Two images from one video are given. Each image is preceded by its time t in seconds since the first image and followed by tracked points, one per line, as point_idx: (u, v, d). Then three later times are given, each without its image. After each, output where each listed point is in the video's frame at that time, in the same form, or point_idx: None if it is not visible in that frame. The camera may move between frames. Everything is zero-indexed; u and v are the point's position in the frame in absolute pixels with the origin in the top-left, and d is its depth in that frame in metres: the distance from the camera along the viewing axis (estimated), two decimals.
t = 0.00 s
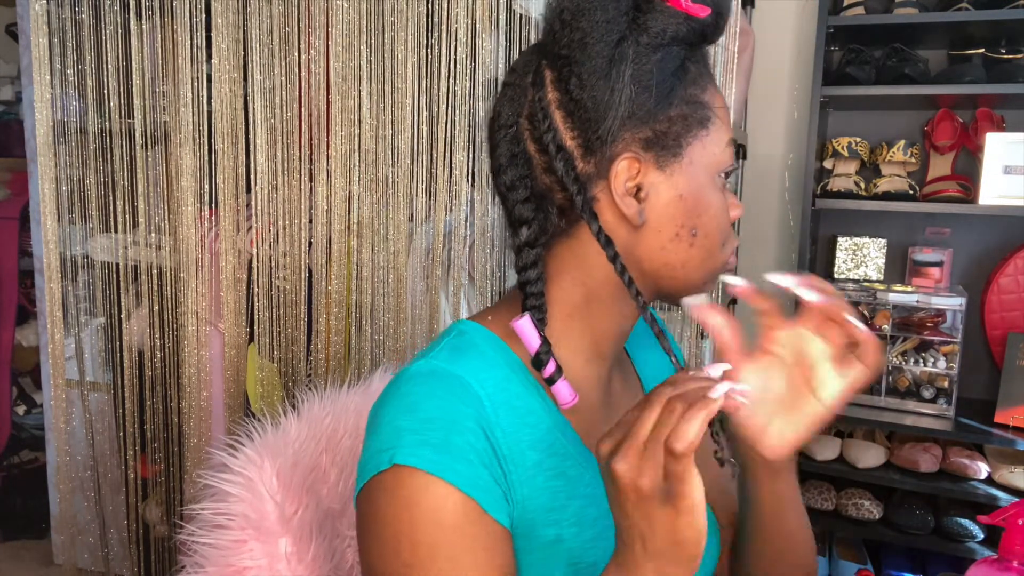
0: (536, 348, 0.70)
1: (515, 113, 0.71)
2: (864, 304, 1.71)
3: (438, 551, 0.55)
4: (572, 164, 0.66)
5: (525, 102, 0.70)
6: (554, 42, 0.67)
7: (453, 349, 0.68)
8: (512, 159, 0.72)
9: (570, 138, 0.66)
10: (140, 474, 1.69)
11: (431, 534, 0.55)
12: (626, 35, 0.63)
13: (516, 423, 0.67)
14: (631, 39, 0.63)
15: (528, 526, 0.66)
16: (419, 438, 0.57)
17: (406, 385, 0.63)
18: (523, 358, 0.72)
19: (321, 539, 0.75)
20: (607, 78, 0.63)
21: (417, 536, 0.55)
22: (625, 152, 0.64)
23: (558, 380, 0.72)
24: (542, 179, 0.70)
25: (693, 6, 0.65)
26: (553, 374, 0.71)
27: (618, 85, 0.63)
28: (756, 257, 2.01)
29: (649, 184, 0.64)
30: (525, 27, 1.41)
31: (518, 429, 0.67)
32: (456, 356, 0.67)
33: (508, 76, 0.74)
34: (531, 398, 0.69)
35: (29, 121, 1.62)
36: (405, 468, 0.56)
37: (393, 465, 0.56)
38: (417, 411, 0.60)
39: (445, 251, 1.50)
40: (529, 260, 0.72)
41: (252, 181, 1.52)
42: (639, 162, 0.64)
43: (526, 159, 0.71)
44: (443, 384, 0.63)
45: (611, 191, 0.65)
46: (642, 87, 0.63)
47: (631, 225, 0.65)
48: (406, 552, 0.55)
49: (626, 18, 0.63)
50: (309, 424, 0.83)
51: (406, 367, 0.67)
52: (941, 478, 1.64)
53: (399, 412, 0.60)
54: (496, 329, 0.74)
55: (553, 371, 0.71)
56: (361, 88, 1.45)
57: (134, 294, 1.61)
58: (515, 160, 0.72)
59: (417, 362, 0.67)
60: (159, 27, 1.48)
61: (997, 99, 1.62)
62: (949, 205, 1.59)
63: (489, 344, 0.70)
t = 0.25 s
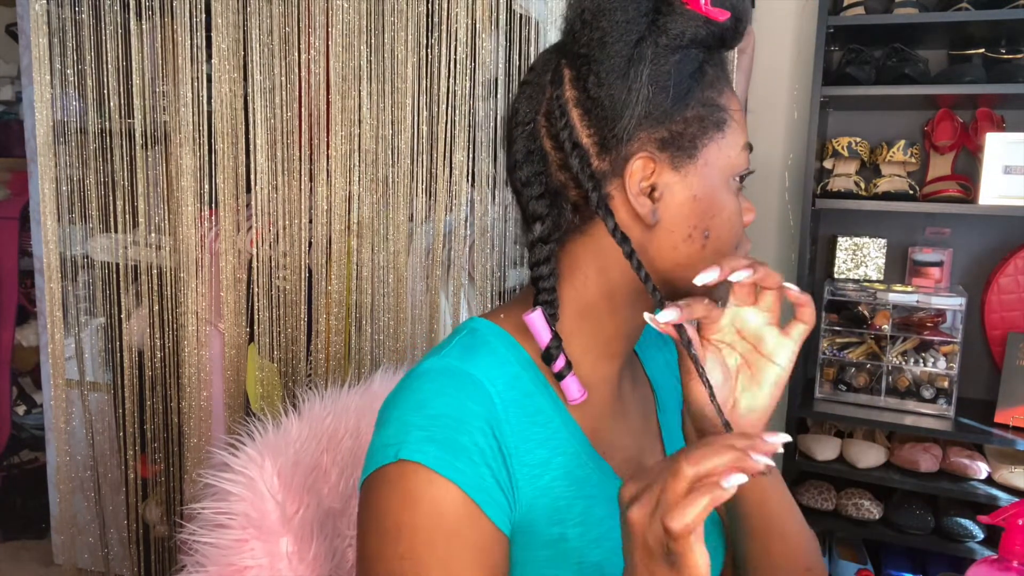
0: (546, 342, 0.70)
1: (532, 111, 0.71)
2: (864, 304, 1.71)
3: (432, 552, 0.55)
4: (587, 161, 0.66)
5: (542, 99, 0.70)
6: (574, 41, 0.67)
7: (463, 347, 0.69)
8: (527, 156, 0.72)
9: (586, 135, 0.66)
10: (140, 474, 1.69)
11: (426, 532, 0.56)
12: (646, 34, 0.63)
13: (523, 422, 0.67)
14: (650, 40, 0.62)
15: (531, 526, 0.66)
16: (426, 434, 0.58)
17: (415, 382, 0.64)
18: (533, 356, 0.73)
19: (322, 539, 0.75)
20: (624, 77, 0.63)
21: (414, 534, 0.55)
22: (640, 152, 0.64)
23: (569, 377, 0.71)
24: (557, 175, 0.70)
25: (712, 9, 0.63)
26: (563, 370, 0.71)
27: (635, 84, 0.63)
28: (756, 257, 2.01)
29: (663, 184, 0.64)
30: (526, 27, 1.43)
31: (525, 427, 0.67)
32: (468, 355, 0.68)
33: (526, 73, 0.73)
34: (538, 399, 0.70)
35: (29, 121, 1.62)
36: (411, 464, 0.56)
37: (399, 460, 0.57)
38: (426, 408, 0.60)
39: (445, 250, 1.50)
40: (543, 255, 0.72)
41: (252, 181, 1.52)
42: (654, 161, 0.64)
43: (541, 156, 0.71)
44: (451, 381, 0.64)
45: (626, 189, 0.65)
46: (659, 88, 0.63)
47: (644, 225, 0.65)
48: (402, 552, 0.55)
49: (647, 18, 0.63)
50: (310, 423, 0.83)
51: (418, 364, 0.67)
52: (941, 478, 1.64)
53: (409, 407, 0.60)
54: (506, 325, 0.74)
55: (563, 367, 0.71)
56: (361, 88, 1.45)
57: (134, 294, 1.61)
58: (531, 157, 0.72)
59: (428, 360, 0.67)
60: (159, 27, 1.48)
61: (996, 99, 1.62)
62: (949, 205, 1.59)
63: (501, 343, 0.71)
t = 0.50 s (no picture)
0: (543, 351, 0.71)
1: (533, 118, 0.69)
2: (864, 304, 1.71)
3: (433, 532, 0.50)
4: (589, 170, 0.64)
5: (542, 106, 0.68)
6: (575, 48, 0.65)
7: (448, 339, 0.69)
8: (529, 164, 0.70)
9: (589, 145, 0.64)
10: (140, 474, 1.69)
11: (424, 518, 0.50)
12: (650, 41, 0.61)
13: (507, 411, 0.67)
14: (654, 47, 0.61)
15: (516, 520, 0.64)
16: (411, 412, 0.57)
17: (399, 369, 0.63)
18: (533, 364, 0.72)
19: (322, 538, 0.75)
20: (629, 86, 0.61)
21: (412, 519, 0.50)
22: (645, 161, 0.61)
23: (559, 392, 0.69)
24: (560, 185, 0.68)
25: (717, 12, 0.62)
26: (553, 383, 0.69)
27: (639, 92, 0.61)
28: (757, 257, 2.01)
29: (669, 193, 0.61)
30: (526, 27, 1.43)
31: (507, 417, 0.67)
32: (452, 347, 0.68)
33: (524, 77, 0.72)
34: (523, 393, 0.69)
35: (29, 121, 1.62)
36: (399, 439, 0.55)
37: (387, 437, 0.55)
38: (411, 390, 0.60)
39: (445, 250, 1.51)
40: (545, 267, 0.70)
41: (252, 181, 1.52)
42: (659, 170, 0.60)
43: (543, 164, 0.69)
44: (435, 368, 0.64)
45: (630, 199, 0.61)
46: (664, 96, 0.61)
47: (649, 236, 0.61)
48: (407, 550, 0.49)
49: (651, 24, 0.61)
50: (311, 423, 0.83)
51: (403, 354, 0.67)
52: (941, 478, 1.64)
53: (393, 390, 0.59)
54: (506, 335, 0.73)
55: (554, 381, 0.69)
56: (361, 88, 1.45)
57: (134, 294, 1.61)
58: (533, 166, 0.70)
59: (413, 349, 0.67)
60: (159, 27, 1.48)
61: (997, 99, 1.62)
62: (949, 205, 1.59)
63: (486, 337, 0.71)
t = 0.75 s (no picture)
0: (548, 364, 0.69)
1: (533, 120, 0.67)
2: (864, 304, 1.71)
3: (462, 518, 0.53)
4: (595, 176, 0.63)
5: (544, 107, 0.66)
6: (578, 49, 0.64)
7: (442, 343, 0.69)
8: (530, 168, 0.68)
9: (594, 147, 0.63)
10: (140, 474, 1.69)
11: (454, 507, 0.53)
12: (654, 40, 0.60)
13: (510, 409, 0.67)
14: (658, 46, 0.60)
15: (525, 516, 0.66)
16: (416, 414, 0.57)
17: (394, 373, 0.63)
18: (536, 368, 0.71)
19: (322, 539, 0.75)
20: (634, 86, 0.60)
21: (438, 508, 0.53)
22: (651, 163, 0.61)
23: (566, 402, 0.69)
24: (564, 189, 0.66)
25: (721, 12, 0.61)
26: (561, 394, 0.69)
27: (644, 93, 0.60)
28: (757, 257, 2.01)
29: (674, 195, 0.61)
30: (526, 27, 1.44)
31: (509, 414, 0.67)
32: (446, 350, 0.68)
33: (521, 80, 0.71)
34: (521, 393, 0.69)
35: (29, 121, 1.62)
36: (407, 440, 0.56)
37: (393, 439, 0.56)
38: (410, 391, 0.60)
39: (445, 250, 1.51)
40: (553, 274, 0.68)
41: (252, 181, 1.52)
42: (665, 172, 0.61)
43: (545, 167, 0.67)
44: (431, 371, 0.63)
45: (636, 201, 0.62)
46: (671, 96, 0.61)
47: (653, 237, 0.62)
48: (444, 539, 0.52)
49: (654, 23, 0.60)
50: (311, 423, 0.82)
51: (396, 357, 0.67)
52: (941, 478, 1.64)
53: (391, 390, 0.60)
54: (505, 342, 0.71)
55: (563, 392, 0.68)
56: (361, 88, 1.45)
57: (134, 294, 1.61)
58: (535, 169, 0.68)
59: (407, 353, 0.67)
60: (159, 27, 1.48)
61: (996, 100, 1.62)
62: (949, 205, 1.59)
63: (480, 340, 0.70)
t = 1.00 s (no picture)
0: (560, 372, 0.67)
1: (543, 119, 0.67)
2: (864, 304, 1.71)
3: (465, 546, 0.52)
4: (602, 172, 0.63)
5: (553, 105, 0.67)
6: (586, 47, 0.64)
7: (449, 345, 0.69)
8: (539, 165, 0.68)
9: (602, 144, 0.63)
10: (140, 474, 1.69)
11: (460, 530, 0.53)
12: (663, 37, 0.61)
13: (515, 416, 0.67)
14: (666, 42, 0.60)
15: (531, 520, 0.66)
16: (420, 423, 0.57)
17: (401, 377, 0.63)
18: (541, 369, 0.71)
19: (322, 538, 0.75)
20: (642, 82, 0.60)
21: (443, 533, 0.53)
22: (659, 159, 0.60)
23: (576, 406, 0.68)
24: (571, 187, 0.66)
25: (729, 11, 0.62)
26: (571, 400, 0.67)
27: (651, 88, 0.60)
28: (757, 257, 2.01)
29: (682, 192, 0.60)
30: (526, 27, 1.45)
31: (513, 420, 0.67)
32: (454, 353, 0.68)
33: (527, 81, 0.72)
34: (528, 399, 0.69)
35: (29, 120, 1.62)
36: (411, 449, 0.56)
37: (398, 448, 0.56)
38: (416, 397, 0.60)
39: (445, 250, 1.51)
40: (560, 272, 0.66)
41: (252, 181, 1.52)
42: (673, 169, 0.60)
43: (554, 165, 0.67)
44: (437, 375, 0.63)
45: (644, 197, 0.61)
46: (678, 92, 0.60)
47: (662, 234, 0.61)
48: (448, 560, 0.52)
49: (663, 20, 0.61)
50: (311, 423, 0.82)
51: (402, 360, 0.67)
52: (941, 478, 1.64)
53: (397, 396, 0.60)
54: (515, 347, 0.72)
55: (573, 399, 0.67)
56: (362, 88, 1.45)
57: (134, 294, 1.61)
58: (544, 166, 0.68)
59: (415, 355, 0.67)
60: (159, 27, 1.49)
61: (996, 99, 1.62)
62: (949, 204, 1.59)
63: (488, 343, 0.70)
